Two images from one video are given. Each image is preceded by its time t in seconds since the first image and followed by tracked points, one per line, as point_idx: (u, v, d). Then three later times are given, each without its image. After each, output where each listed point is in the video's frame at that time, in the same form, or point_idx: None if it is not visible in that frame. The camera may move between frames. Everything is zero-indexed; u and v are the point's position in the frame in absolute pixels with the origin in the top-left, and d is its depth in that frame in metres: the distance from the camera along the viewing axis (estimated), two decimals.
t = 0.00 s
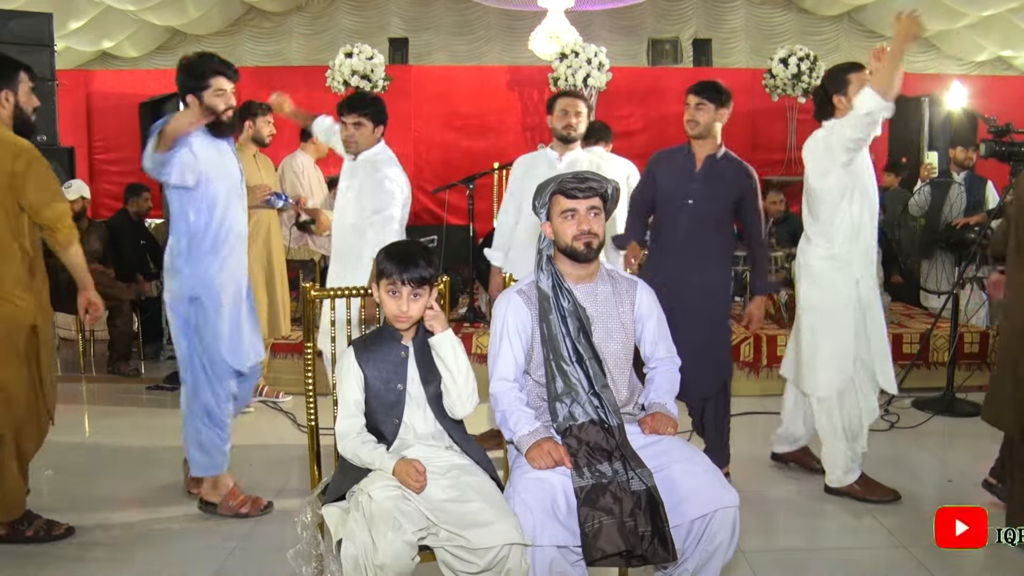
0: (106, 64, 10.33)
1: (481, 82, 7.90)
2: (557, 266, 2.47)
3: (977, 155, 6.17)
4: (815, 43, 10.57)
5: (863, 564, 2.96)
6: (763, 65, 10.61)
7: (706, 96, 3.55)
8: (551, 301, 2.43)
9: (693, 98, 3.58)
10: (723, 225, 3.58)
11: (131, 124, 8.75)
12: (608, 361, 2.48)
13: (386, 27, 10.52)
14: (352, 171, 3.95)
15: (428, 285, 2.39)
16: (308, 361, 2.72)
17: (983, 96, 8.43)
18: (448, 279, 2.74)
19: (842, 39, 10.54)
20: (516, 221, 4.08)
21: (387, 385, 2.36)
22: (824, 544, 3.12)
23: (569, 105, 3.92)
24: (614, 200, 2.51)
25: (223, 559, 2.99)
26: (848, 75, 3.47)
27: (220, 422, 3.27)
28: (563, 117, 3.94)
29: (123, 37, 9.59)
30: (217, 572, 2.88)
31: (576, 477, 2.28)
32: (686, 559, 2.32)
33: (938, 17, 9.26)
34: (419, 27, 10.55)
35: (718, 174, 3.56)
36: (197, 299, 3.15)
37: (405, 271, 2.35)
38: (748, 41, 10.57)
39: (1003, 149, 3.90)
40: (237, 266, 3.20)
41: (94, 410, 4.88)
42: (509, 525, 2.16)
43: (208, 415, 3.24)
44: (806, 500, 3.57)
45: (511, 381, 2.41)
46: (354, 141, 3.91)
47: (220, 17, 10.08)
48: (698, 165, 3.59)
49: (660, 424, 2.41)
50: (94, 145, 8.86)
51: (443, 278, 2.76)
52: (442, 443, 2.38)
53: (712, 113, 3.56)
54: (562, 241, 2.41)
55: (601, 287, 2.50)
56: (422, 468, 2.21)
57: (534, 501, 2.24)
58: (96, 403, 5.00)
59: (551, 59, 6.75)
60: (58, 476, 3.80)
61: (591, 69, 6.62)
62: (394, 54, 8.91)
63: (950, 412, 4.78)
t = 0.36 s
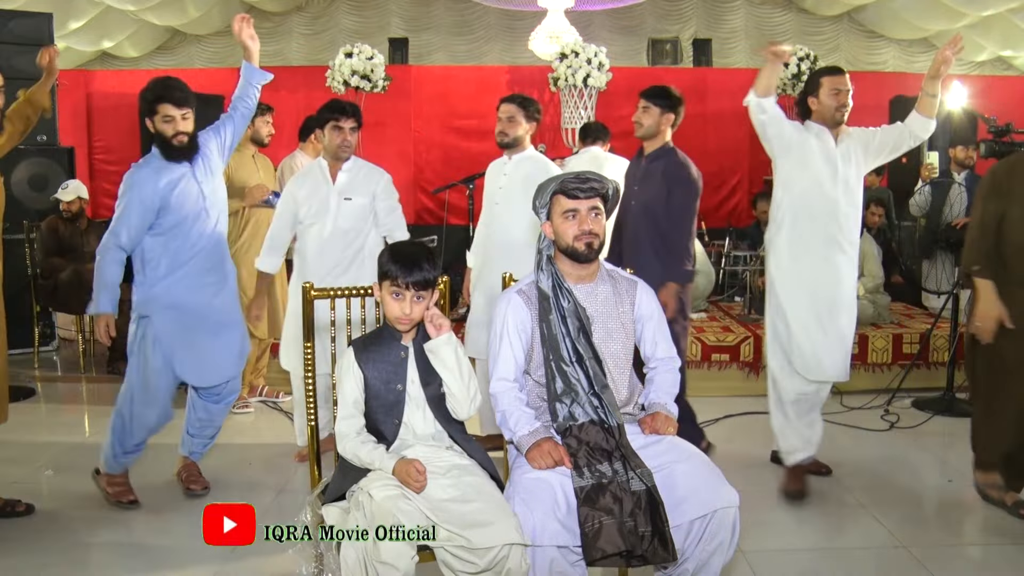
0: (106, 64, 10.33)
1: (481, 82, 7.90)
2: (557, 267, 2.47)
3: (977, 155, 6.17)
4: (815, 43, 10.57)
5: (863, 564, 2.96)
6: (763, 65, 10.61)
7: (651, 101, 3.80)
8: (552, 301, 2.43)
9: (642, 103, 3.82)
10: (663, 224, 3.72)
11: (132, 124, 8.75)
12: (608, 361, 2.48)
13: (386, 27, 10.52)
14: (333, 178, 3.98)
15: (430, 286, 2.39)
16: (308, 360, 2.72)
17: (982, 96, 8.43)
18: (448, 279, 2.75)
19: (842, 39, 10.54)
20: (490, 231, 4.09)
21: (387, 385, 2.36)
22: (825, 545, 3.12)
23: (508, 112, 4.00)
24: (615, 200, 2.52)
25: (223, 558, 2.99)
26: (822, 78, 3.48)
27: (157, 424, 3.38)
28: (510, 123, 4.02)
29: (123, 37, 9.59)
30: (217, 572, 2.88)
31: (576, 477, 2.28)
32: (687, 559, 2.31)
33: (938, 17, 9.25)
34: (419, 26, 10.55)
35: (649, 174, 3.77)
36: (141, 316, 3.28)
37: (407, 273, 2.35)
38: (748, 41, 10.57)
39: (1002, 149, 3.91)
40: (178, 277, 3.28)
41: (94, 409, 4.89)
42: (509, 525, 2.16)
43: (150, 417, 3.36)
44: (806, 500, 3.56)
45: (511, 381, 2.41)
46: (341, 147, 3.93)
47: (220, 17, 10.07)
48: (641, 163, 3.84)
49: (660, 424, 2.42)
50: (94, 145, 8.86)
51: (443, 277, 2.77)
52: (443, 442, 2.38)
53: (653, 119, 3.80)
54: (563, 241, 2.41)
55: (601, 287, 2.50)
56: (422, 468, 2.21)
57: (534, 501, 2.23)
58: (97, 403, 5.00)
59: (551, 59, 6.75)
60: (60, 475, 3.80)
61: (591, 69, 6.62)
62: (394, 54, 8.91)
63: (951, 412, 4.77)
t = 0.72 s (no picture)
0: (106, 64, 10.34)
1: (481, 83, 7.89)
2: (557, 266, 2.47)
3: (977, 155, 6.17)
4: (815, 43, 10.57)
5: (864, 564, 2.96)
6: (763, 65, 10.61)
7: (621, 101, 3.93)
8: (552, 300, 2.43)
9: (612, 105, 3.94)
10: (624, 198, 3.77)
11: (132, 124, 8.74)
12: (608, 361, 2.48)
13: (386, 27, 10.52)
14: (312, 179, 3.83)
15: (432, 287, 2.39)
16: (308, 361, 2.72)
17: (982, 96, 8.43)
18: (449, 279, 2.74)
19: (842, 39, 10.54)
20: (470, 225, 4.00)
21: (388, 385, 2.36)
22: (824, 544, 3.12)
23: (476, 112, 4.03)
24: (615, 200, 2.52)
25: (223, 558, 2.99)
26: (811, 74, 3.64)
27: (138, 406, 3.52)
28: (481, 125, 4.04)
29: (123, 37, 9.59)
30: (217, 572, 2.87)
31: (576, 477, 2.28)
32: (687, 559, 2.31)
33: (938, 17, 9.25)
34: (419, 26, 10.55)
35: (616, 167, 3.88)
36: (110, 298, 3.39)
37: (408, 273, 2.34)
38: (748, 41, 10.57)
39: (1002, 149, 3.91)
40: (138, 272, 3.34)
41: (94, 409, 4.89)
42: (508, 524, 2.16)
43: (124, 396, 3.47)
44: (806, 500, 3.56)
45: (511, 380, 2.41)
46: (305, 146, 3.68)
47: (220, 17, 10.07)
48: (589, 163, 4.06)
49: (660, 424, 2.41)
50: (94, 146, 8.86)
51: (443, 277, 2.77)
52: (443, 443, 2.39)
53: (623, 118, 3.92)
54: (563, 241, 2.41)
55: (601, 286, 2.50)
56: (422, 468, 2.22)
57: (534, 501, 2.23)
58: (97, 403, 5.00)
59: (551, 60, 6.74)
60: (60, 475, 3.80)
61: (591, 69, 6.62)
62: (394, 54, 8.91)
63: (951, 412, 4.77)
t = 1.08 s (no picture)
0: (106, 64, 10.34)
1: (481, 83, 7.89)
2: (557, 266, 2.47)
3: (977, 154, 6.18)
4: (815, 43, 10.57)
5: (863, 565, 2.96)
6: (763, 65, 10.62)
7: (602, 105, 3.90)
8: (551, 301, 2.42)
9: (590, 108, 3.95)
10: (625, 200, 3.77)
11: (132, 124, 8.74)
12: (608, 361, 2.48)
13: (386, 27, 10.52)
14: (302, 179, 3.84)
15: (432, 285, 2.39)
16: (308, 361, 2.72)
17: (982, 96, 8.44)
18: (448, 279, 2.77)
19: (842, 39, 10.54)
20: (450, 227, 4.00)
21: (387, 385, 2.36)
22: (824, 545, 3.12)
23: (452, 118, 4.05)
24: (615, 200, 2.51)
25: (222, 558, 2.99)
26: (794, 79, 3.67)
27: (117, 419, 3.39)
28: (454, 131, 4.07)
29: (123, 37, 9.59)
30: (215, 572, 2.88)
31: (576, 477, 2.28)
32: (687, 559, 2.31)
33: (938, 17, 9.26)
34: (419, 26, 10.55)
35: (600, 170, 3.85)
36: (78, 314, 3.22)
37: (408, 271, 2.35)
38: (748, 41, 10.57)
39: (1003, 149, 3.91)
40: (104, 284, 3.19)
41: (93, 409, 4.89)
42: (508, 524, 2.16)
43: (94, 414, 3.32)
44: (807, 501, 3.56)
45: (511, 380, 2.41)
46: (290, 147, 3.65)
47: (220, 17, 10.07)
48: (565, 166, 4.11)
49: (660, 424, 2.41)
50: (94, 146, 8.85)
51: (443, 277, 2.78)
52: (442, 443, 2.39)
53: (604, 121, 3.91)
54: (563, 241, 2.41)
55: (601, 286, 2.50)
56: (422, 468, 2.21)
57: (534, 501, 2.23)
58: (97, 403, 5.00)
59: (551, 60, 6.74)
60: (59, 475, 3.80)
61: (591, 70, 6.62)
62: (394, 54, 8.92)
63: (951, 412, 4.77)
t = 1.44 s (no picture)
0: (106, 64, 10.36)
1: (482, 83, 7.90)
2: (557, 267, 2.47)
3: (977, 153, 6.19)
4: (815, 43, 10.57)
5: (862, 565, 2.96)
6: (763, 66, 10.62)
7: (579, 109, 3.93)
8: (551, 301, 2.42)
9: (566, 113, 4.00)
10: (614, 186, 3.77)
11: (132, 124, 8.74)
12: (608, 361, 2.48)
13: (386, 27, 10.52)
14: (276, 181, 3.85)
15: (432, 283, 2.40)
16: (308, 361, 2.72)
17: (982, 97, 8.45)
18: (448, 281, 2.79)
19: (842, 39, 10.54)
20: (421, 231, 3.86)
21: (388, 385, 2.36)
22: (825, 545, 3.12)
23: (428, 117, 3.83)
24: (615, 200, 2.51)
25: (222, 558, 3.00)
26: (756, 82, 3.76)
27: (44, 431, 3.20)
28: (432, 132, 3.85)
29: (123, 37, 9.59)
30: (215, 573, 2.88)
31: (576, 477, 2.28)
32: (687, 559, 2.31)
33: (938, 18, 9.26)
34: (419, 26, 10.56)
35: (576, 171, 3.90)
36: None
37: (408, 270, 2.35)
38: (748, 41, 10.57)
39: (1003, 149, 3.91)
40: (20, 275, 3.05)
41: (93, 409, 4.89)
42: (508, 524, 2.16)
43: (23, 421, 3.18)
44: (808, 501, 3.56)
45: (511, 380, 2.41)
46: (267, 153, 3.84)
47: (219, 17, 10.06)
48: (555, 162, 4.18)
49: (660, 424, 2.41)
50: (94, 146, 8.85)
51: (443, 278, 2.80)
52: (442, 443, 2.39)
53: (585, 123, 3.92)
54: (563, 241, 2.41)
55: (601, 287, 2.50)
56: (422, 468, 2.21)
57: (533, 501, 2.23)
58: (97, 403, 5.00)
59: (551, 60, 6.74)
60: (59, 475, 3.80)
61: (591, 70, 6.61)
62: (394, 54, 8.92)
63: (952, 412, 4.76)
